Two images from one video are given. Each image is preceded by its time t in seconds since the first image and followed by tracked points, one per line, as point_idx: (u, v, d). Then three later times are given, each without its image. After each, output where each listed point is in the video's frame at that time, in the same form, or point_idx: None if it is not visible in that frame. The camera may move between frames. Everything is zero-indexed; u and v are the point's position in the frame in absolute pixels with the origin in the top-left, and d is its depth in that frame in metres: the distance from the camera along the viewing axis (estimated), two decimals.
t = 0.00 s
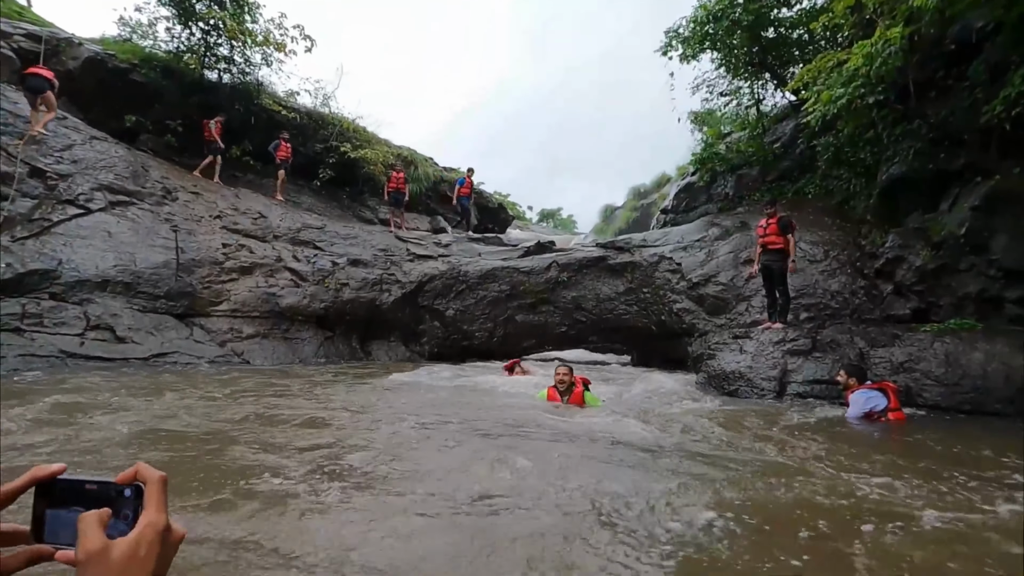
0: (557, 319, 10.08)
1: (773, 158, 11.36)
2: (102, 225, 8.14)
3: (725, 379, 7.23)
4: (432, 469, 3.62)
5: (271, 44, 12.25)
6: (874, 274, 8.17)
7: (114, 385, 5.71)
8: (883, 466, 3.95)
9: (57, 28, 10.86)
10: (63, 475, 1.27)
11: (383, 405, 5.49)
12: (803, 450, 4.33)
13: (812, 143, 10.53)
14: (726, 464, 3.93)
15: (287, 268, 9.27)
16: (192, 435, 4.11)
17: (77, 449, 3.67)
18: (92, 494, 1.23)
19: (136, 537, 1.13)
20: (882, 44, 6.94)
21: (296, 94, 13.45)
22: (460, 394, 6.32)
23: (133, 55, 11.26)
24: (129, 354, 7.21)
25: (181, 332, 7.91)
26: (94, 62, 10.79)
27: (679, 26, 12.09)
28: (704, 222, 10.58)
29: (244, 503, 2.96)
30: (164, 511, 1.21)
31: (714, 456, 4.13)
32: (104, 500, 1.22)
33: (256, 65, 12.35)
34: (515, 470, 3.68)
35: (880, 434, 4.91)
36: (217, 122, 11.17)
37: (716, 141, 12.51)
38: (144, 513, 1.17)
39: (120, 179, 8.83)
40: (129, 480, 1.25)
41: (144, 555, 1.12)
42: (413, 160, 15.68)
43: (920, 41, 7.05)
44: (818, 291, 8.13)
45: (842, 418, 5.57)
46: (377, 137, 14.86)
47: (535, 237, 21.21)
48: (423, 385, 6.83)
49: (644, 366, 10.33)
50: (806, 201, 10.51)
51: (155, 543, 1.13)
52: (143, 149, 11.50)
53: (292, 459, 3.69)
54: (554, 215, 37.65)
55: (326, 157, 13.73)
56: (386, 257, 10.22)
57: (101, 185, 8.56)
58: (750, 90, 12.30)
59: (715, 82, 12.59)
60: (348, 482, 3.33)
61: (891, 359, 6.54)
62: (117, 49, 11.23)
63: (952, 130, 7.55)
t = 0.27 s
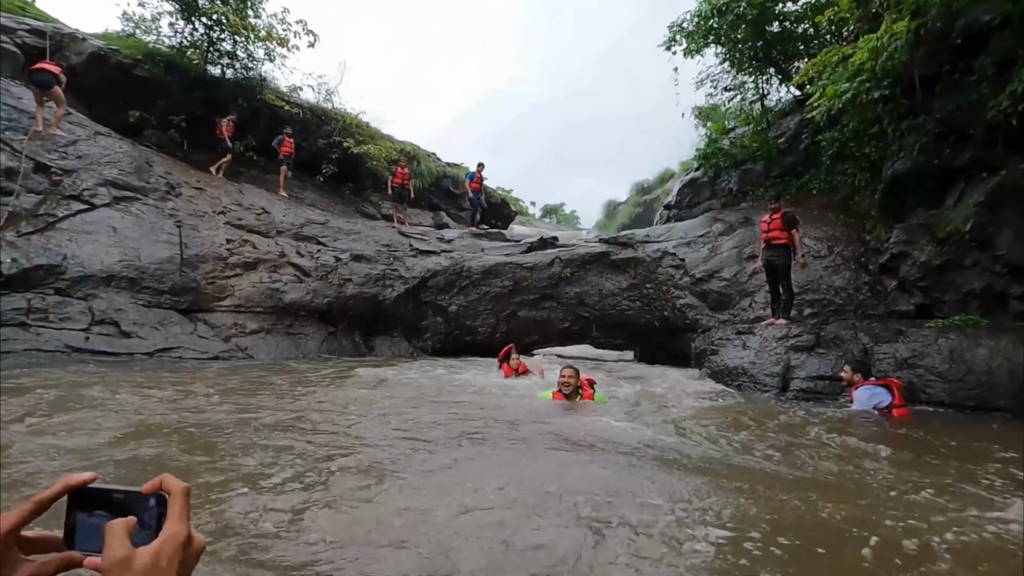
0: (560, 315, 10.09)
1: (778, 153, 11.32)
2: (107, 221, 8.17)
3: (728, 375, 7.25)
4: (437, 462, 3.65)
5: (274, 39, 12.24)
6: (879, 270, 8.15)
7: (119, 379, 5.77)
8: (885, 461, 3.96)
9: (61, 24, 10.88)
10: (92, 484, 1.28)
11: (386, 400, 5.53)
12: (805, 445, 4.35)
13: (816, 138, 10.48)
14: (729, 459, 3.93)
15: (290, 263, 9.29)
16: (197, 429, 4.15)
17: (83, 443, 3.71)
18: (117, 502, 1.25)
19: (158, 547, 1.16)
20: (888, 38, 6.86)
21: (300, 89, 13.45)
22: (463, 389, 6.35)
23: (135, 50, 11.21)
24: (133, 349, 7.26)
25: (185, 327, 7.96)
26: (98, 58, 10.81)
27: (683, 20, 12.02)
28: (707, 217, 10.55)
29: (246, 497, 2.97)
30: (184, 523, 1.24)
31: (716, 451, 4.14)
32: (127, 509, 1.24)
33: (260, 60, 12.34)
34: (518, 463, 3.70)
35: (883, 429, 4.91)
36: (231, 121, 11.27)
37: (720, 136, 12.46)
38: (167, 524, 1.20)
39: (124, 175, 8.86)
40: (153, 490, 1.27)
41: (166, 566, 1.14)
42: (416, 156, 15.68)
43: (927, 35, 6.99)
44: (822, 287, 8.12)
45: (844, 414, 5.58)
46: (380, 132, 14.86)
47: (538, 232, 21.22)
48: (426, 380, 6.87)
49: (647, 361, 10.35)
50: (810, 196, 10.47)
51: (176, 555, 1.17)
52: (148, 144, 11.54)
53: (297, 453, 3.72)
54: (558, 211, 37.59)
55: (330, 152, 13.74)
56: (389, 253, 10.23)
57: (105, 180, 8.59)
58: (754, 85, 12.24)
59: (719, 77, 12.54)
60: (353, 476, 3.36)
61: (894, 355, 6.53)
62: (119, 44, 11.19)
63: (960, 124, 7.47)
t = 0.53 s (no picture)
0: (566, 312, 10.06)
1: (785, 150, 11.23)
2: (115, 217, 8.22)
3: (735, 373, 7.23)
4: (442, 460, 3.65)
5: (281, 36, 12.25)
6: (887, 268, 8.09)
7: (126, 376, 5.81)
8: (893, 460, 3.92)
9: (69, 21, 10.94)
10: (145, 492, 1.23)
11: (391, 397, 5.54)
12: (812, 444, 4.32)
13: (824, 134, 10.39)
14: (735, 458, 3.91)
15: (296, 260, 9.32)
16: (203, 425, 4.17)
17: (91, 438, 3.74)
18: (167, 513, 1.21)
19: (207, 559, 1.10)
20: (898, 33, 6.79)
21: (306, 86, 13.47)
22: (468, 387, 6.36)
23: (143, 47, 11.30)
24: (141, 345, 7.31)
25: (193, 323, 8.00)
26: (106, 55, 10.86)
27: (690, 15, 11.96)
28: (714, 214, 10.49)
29: (250, 493, 2.99)
30: (233, 533, 1.18)
31: (722, 450, 4.12)
32: (176, 520, 1.20)
33: (266, 57, 12.36)
34: (523, 461, 3.70)
35: (891, 428, 4.87)
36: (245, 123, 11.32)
37: (727, 132, 12.38)
38: (215, 536, 1.15)
39: (132, 171, 8.90)
40: (202, 502, 1.22)
41: None
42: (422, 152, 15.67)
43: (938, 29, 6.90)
44: (829, 285, 8.08)
45: (852, 413, 5.54)
46: (385, 129, 14.85)
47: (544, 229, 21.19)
48: (431, 377, 6.88)
49: (653, 359, 10.31)
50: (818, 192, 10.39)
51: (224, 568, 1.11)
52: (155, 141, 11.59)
53: (303, 449, 3.74)
54: (563, 207, 37.53)
55: (336, 149, 13.76)
56: (395, 250, 10.23)
57: (113, 177, 8.64)
58: (762, 81, 12.16)
59: (726, 73, 12.45)
60: (359, 472, 3.37)
61: (903, 353, 6.49)
62: (128, 42, 11.30)
63: (971, 120, 7.36)
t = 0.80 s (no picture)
0: (583, 308, 10.03)
1: (806, 142, 11.03)
2: (140, 218, 8.41)
3: (755, 368, 7.14)
4: (460, 455, 3.67)
5: (297, 37, 12.38)
6: (913, 260, 7.93)
7: (150, 373, 5.94)
8: (919, 455, 3.83)
9: (93, 27, 11.20)
10: (205, 504, 1.25)
11: (409, 394, 5.57)
12: (835, 441, 4.25)
13: (846, 125, 10.19)
14: (756, 454, 3.86)
15: (315, 258, 9.42)
16: (226, 422, 4.26)
17: (120, 433, 3.85)
18: (225, 525, 1.21)
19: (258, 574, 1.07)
20: (923, 20, 6.59)
21: (322, 86, 13.60)
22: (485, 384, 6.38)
23: (164, 51, 11.50)
24: (166, 342, 7.47)
25: (215, 321, 8.15)
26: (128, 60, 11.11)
27: (707, 7, 11.84)
28: (733, 208, 10.35)
29: (271, 486, 3.03)
30: (285, 551, 1.15)
31: (742, 446, 4.07)
32: (231, 533, 1.19)
33: (283, 58, 12.50)
34: (540, 456, 3.70)
35: (916, 424, 4.77)
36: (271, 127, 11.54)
37: (746, 125, 12.21)
38: (266, 550, 1.12)
39: (156, 173, 9.09)
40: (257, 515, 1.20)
41: None
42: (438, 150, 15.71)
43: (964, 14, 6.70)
44: (851, 278, 7.96)
45: (875, 408, 5.44)
46: (401, 127, 14.93)
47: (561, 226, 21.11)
48: (449, 374, 6.91)
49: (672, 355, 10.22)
50: (840, 184, 10.19)
51: None
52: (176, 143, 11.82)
53: (324, 446, 3.79)
54: (579, 204, 37.38)
55: (352, 148, 13.87)
56: (412, 247, 10.29)
57: (137, 179, 8.83)
58: (782, 72, 11.97)
59: (744, 65, 12.28)
60: (378, 467, 3.40)
61: (929, 348, 6.35)
62: (149, 46, 11.52)
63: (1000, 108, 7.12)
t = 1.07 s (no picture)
0: (590, 303, 10.00)
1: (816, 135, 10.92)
2: (149, 211, 8.46)
3: (764, 363, 7.09)
4: (467, 449, 3.68)
5: (305, 30, 12.37)
6: (924, 255, 7.89)
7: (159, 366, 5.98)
8: (930, 452, 3.80)
9: (102, 22, 11.25)
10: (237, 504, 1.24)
11: (416, 388, 5.58)
12: (845, 436, 4.21)
13: (858, 118, 10.07)
14: (765, 450, 3.83)
15: (323, 252, 9.44)
16: (235, 415, 4.29)
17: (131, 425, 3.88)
18: (256, 524, 1.20)
19: None
20: (938, 10, 6.43)
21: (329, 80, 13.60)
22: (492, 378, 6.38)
23: (172, 45, 11.55)
24: (175, 335, 7.50)
25: (224, 315, 8.19)
26: (137, 54, 11.15)
27: None
28: (742, 202, 10.26)
29: (280, 478, 3.04)
30: (318, 552, 1.14)
31: (751, 441, 4.05)
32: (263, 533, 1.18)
33: (290, 52, 12.50)
34: (547, 450, 3.70)
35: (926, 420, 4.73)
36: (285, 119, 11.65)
37: (755, 119, 12.10)
38: (301, 552, 1.11)
39: (165, 167, 9.13)
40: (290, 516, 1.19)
41: None
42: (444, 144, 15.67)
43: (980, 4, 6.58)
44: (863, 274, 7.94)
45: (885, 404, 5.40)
46: (408, 121, 14.90)
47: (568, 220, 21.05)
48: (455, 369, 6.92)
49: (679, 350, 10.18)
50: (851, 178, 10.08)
51: None
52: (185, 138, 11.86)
53: (332, 439, 3.80)
54: (586, 198, 37.23)
55: (359, 142, 13.86)
56: (419, 241, 10.29)
57: (146, 173, 8.87)
58: (792, 64, 11.85)
59: (754, 57, 12.15)
60: (386, 460, 3.41)
61: (941, 343, 6.30)
62: (158, 40, 11.57)
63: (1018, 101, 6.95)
